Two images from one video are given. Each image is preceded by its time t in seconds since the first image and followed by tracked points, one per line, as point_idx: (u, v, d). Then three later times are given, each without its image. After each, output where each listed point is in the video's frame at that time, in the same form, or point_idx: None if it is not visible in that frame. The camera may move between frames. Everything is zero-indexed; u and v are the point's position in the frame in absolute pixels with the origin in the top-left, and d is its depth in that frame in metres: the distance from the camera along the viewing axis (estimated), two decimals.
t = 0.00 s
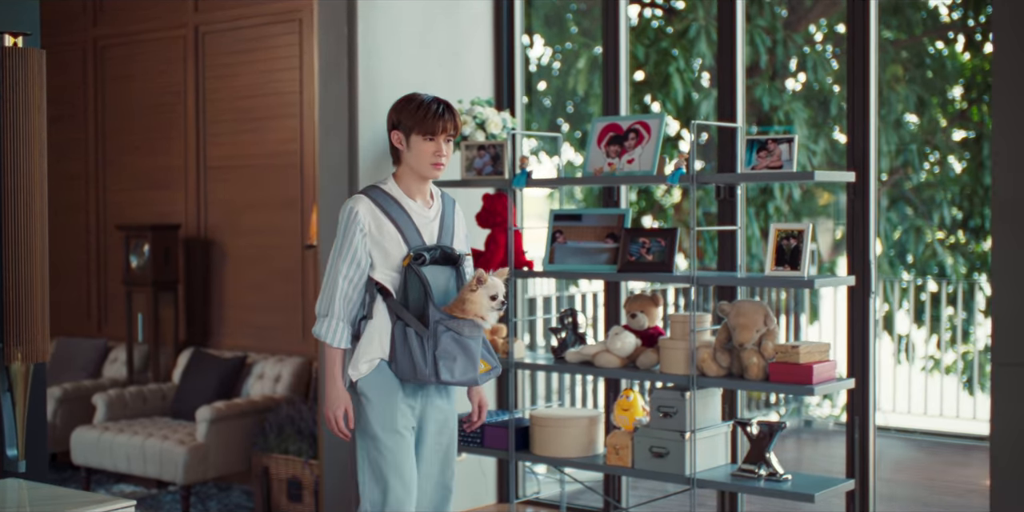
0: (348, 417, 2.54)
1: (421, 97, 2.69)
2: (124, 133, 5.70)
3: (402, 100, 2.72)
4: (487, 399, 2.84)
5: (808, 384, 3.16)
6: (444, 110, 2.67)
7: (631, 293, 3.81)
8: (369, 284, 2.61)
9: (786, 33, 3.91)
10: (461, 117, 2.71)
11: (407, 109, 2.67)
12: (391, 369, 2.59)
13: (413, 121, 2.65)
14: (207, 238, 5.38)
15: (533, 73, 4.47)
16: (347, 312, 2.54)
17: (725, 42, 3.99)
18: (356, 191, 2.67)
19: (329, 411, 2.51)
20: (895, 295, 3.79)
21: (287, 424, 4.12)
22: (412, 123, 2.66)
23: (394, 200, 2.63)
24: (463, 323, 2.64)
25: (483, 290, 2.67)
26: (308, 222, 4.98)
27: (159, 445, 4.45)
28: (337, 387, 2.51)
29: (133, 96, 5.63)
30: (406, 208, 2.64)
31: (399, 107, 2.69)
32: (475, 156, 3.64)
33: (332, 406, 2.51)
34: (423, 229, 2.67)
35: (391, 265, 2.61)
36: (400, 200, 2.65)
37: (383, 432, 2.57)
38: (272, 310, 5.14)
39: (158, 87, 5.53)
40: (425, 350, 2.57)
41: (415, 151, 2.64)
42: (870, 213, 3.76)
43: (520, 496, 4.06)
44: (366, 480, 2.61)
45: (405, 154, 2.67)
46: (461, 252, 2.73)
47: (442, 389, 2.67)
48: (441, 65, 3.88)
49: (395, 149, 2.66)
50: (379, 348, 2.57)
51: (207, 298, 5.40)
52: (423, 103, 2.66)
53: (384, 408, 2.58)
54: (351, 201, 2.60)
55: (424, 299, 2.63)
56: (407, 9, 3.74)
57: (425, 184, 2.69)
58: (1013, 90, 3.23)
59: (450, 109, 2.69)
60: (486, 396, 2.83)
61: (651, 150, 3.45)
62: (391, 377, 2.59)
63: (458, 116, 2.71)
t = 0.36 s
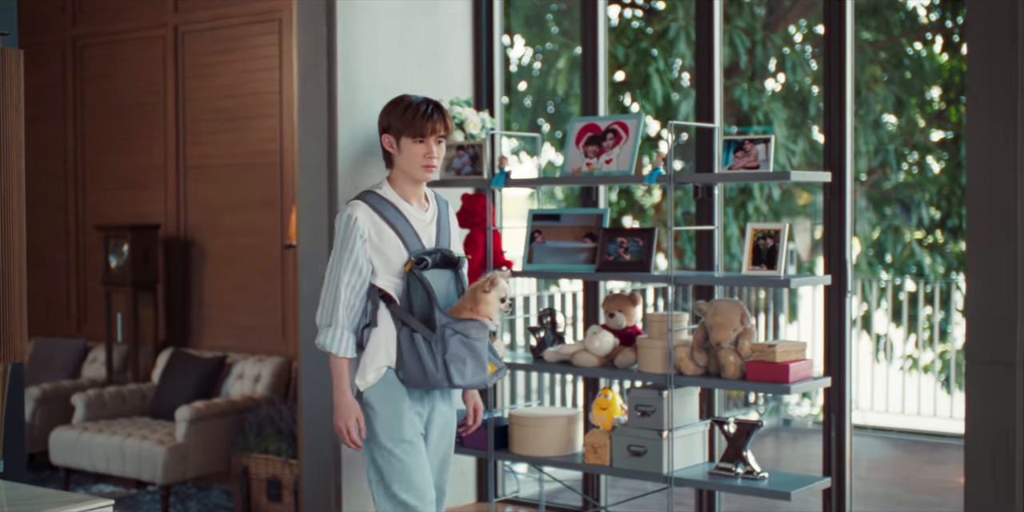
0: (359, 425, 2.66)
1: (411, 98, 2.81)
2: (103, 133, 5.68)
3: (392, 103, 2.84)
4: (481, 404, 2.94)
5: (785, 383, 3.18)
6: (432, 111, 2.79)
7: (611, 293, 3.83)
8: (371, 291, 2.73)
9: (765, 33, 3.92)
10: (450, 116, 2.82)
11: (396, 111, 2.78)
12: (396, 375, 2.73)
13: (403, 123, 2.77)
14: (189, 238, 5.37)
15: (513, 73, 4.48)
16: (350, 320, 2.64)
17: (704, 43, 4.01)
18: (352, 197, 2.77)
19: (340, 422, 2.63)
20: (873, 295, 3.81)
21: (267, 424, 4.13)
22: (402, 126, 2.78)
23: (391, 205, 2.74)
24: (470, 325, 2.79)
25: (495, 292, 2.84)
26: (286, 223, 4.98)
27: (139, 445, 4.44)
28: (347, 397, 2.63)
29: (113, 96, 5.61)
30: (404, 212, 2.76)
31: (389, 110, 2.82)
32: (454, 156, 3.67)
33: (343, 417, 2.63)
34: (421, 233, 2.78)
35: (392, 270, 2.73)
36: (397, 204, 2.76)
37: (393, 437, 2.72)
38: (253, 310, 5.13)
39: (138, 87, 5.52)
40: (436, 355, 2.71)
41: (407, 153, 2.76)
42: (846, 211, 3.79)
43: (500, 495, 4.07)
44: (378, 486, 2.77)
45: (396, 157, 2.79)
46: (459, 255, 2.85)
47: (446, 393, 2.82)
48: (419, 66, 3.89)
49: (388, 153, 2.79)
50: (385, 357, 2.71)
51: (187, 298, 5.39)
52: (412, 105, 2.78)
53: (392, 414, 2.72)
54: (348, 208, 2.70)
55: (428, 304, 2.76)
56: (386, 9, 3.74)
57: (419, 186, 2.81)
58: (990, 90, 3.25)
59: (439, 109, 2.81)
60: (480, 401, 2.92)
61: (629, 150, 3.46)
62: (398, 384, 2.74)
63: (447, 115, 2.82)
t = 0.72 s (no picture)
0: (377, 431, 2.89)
1: (404, 93, 3.02)
2: (84, 133, 5.67)
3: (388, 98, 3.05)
4: (503, 398, 3.14)
5: (764, 382, 3.19)
6: (426, 107, 3.00)
7: (592, 292, 3.84)
8: (382, 291, 2.94)
9: (747, 34, 3.94)
10: (444, 109, 3.03)
11: (391, 107, 3.00)
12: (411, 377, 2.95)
13: (398, 119, 2.99)
14: (172, 238, 5.36)
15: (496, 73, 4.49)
16: (361, 324, 2.86)
17: (686, 43, 4.03)
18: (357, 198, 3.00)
19: (364, 430, 2.88)
20: (854, 295, 3.84)
21: (250, 424, 4.18)
22: (397, 122, 3.00)
23: (396, 203, 2.97)
24: (486, 320, 2.98)
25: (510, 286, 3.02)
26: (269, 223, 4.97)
27: (121, 445, 4.44)
28: (368, 404, 2.87)
29: (96, 96, 5.60)
30: (409, 209, 2.99)
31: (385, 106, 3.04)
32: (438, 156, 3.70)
33: (365, 424, 2.88)
34: (426, 229, 3.00)
35: (402, 270, 2.95)
36: (400, 202, 2.99)
37: (404, 442, 2.93)
38: (236, 310, 5.13)
39: (119, 87, 5.51)
40: (454, 354, 2.92)
41: (403, 151, 2.99)
42: (825, 212, 3.82)
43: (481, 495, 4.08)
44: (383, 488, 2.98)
45: (394, 153, 3.02)
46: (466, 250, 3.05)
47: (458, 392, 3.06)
48: (401, 66, 3.89)
49: (386, 149, 3.03)
50: (400, 359, 2.92)
51: (169, 298, 5.39)
52: (405, 101, 2.99)
53: (403, 419, 2.94)
54: (354, 211, 2.92)
55: (442, 301, 2.97)
56: (368, 9, 3.75)
57: (419, 181, 3.03)
58: (968, 91, 3.28)
59: (432, 103, 3.01)
60: (503, 395, 3.11)
61: (610, 150, 3.48)
62: (410, 386, 2.95)
63: (441, 108, 3.03)
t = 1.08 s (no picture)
0: (366, 436, 2.75)
1: (396, 91, 2.89)
2: (65, 133, 5.66)
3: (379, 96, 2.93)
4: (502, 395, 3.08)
5: (742, 381, 3.21)
6: (418, 104, 2.88)
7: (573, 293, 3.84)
8: (373, 294, 2.83)
9: (728, 35, 3.96)
10: (436, 105, 2.91)
11: (383, 106, 2.88)
12: (403, 381, 2.85)
13: (389, 119, 2.87)
14: (155, 238, 5.35)
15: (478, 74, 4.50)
16: (352, 328, 2.72)
17: (666, 44, 4.04)
18: (346, 198, 2.88)
19: (352, 435, 2.74)
20: (834, 295, 3.87)
21: (230, 423, 4.12)
22: (388, 122, 2.88)
23: (389, 204, 2.87)
24: (479, 325, 2.93)
25: (506, 289, 2.99)
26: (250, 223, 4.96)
27: (101, 446, 4.43)
28: (359, 410, 2.74)
29: (78, 96, 5.58)
30: (401, 210, 2.89)
31: (377, 104, 2.91)
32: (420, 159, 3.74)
33: (355, 430, 2.74)
34: (418, 230, 2.92)
35: (394, 271, 2.85)
36: (392, 203, 2.89)
37: (396, 449, 2.82)
38: (218, 310, 5.13)
39: (100, 87, 5.50)
40: (446, 360, 2.84)
41: (395, 152, 2.88)
42: (803, 211, 3.83)
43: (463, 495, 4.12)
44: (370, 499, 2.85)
45: (386, 153, 2.90)
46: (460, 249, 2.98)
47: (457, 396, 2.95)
48: (382, 66, 3.90)
49: (378, 149, 2.91)
50: (391, 363, 2.81)
51: (150, 299, 5.39)
52: (397, 100, 2.86)
53: (395, 425, 2.82)
54: (344, 212, 2.79)
55: (434, 304, 2.90)
56: (350, 10, 3.75)
57: (411, 181, 2.94)
58: (944, 92, 3.30)
59: (424, 100, 2.89)
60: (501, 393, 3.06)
61: (590, 151, 3.49)
62: (403, 391, 2.85)
63: (433, 105, 2.91)
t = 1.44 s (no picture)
0: (345, 438, 2.74)
1: (369, 91, 2.87)
2: (42, 133, 5.64)
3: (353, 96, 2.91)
4: (477, 399, 3.08)
5: (717, 379, 3.23)
6: (391, 103, 2.85)
7: (550, 293, 3.86)
8: (350, 296, 2.82)
9: (705, 36, 3.98)
10: (410, 104, 2.88)
11: (356, 107, 2.86)
12: (382, 382, 2.82)
13: (363, 120, 2.85)
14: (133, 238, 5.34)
15: (456, 74, 4.51)
16: (329, 330, 2.73)
17: (643, 44, 4.06)
18: (321, 200, 2.87)
19: (330, 437, 2.73)
20: (811, 294, 3.90)
21: (208, 423, 4.11)
22: (361, 123, 2.85)
23: (364, 205, 2.85)
24: (457, 324, 2.87)
25: (485, 287, 2.91)
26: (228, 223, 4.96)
27: (78, 446, 4.42)
28: (337, 412, 2.73)
29: (57, 95, 5.56)
30: (377, 210, 2.87)
31: (350, 105, 2.89)
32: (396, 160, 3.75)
33: (333, 433, 2.73)
34: (395, 230, 2.89)
35: (369, 272, 2.83)
36: (368, 203, 2.86)
37: (374, 450, 2.79)
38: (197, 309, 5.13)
39: (77, 87, 5.49)
40: (424, 360, 2.80)
41: (369, 152, 2.85)
42: (778, 213, 3.85)
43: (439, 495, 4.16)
44: (350, 500, 2.84)
45: (361, 153, 2.88)
46: (438, 248, 2.97)
47: (440, 396, 2.91)
48: (359, 66, 3.91)
49: (352, 150, 2.89)
50: (370, 364, 2.79)
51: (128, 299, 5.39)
52: (370, 101, 2.84)
53: (373, 426, 2.80)
54: (318, 214, 2.79)
55: (412, 303, 2.87)
56: (327, 10, 3.76)
57: (387, 180, 2.91)
58: (917, 92, 3.32)
59: (397, 100, 2.86)
60: (476, 395, 3.07)
61: (566, 150, 3.51)
62: (383, 391, 2.82)
63: (407, 105, 2.88)
